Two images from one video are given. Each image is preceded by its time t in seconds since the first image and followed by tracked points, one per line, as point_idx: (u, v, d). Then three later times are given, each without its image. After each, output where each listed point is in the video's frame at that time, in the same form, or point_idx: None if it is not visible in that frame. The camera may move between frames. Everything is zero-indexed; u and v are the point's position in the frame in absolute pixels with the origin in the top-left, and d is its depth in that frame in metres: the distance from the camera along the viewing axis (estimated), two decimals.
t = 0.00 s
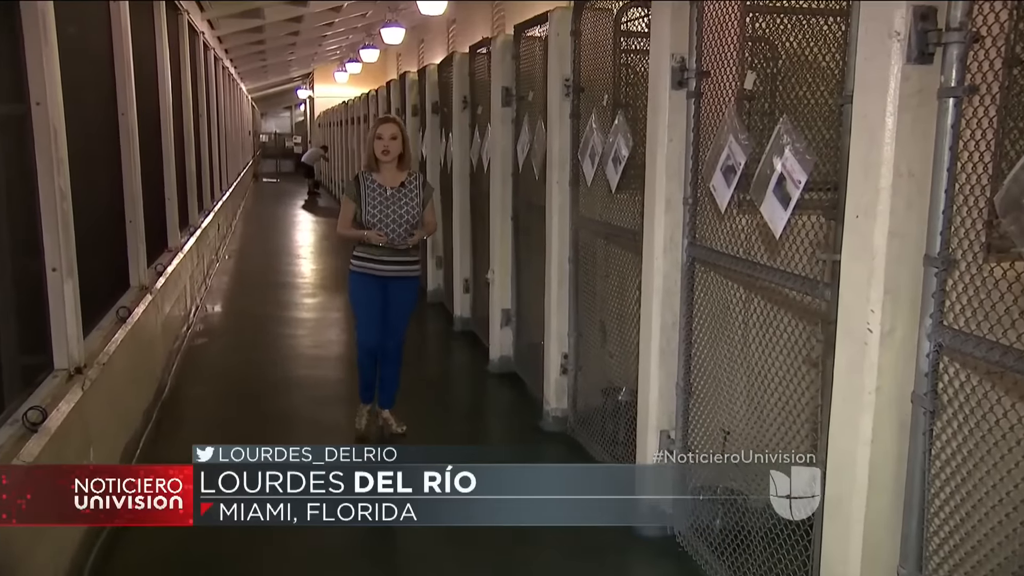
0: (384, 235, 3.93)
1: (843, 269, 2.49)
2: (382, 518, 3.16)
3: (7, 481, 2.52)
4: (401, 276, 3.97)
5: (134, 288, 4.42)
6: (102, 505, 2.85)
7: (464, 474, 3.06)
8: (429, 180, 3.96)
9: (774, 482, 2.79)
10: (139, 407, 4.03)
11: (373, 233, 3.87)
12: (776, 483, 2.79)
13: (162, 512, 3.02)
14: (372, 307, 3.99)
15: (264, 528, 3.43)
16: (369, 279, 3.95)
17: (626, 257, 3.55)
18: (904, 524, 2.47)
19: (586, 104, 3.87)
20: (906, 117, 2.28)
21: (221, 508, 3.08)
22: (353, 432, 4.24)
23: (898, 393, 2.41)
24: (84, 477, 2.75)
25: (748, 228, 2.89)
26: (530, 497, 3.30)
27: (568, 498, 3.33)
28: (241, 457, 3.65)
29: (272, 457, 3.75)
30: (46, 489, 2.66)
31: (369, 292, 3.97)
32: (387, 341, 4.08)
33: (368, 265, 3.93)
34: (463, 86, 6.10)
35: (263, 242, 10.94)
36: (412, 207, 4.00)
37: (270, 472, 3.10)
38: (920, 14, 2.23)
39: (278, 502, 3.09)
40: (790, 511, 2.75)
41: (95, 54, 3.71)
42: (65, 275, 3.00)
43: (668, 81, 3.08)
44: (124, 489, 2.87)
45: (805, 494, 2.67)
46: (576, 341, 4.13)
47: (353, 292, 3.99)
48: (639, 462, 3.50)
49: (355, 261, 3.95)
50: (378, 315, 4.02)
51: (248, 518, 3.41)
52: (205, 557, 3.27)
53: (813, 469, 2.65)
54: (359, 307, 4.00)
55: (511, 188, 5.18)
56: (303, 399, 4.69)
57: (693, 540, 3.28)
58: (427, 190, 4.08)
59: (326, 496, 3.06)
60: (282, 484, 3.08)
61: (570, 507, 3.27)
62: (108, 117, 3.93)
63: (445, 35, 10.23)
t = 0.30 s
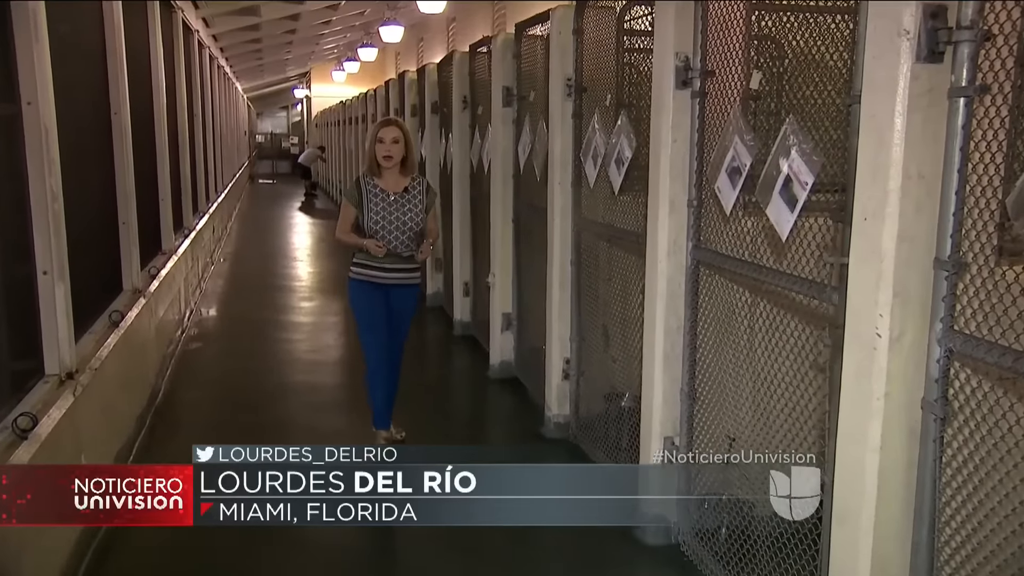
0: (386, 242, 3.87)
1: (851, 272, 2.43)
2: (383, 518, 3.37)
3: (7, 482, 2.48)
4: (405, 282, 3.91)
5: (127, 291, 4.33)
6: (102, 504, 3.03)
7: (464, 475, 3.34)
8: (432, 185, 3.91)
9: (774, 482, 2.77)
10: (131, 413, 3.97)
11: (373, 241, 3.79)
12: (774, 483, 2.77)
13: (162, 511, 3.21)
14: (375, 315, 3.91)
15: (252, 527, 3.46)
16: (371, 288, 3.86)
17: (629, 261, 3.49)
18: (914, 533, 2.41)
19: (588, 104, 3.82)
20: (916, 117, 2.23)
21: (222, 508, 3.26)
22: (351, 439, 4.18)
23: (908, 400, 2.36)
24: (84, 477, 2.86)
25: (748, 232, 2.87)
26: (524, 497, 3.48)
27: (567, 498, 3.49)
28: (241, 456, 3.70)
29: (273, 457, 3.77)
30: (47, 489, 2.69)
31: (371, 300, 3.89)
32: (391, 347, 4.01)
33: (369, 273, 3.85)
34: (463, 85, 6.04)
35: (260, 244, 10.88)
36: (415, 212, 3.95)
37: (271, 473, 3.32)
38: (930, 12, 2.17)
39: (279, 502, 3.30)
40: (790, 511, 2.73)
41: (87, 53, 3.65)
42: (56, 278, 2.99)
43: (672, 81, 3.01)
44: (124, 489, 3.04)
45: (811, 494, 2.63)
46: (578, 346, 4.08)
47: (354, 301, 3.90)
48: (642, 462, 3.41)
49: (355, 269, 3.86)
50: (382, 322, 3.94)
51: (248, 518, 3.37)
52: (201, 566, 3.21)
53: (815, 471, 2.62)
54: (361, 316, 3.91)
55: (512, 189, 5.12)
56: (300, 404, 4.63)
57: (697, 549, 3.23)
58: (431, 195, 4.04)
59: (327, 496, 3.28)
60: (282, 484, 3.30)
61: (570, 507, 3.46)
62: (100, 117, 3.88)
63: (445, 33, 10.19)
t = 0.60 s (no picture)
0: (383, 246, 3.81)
1: (858, 275, 2.37)
2: (382, 517, 3.27)
3: (7, 482, 2.55)
4: (406, 291, 3.86)
5: (120, 294, 4.30)
6: (102, 505, 2.93)
7: (464, 474, 3.21)
8: (429, 186, 3.84)
9: (773, 483, 2.75)
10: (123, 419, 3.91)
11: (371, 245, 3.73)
12: (773, 483, 2.75)
13: (162, 512, 3.10)
14: (376, 327, 3.85)
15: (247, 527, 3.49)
16: (371, 299, 3.82)
17: (632, 264, 3.44)
18: (924, 543, 2.37)
19: (591, 103, 3.76)
20: (925, 117, 2.17)
21: (222, 508, 3.16)
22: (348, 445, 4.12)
23: (917, 406, 2.31)
24: (83, 478, 2.81)
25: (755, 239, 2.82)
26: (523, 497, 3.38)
27: (567, 498, 3.41)
28: (241, 457, 3.63)
29: (272, 458, 3.69)
30: (47, 489, 2.70)
31: (371, 311, 3.84)
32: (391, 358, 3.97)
33: (368, 282, 3.79)
34: (463, 84, 5.98)
35: (257, 246, 10.81)
36: (412, 214, 3.87)
37: (270, 473, 3.20)
38: (940, 9, 2.12)
39: (279, 501, 3.19)
40: (790, 511, 2.72)
41: (78, 51, 3.59)
42: (46, 281, 2.92)
43: (676, 80, 2.97)
44: (124, 489, 2.93)
45: (810, 493, 2.64)
46: (581, 351, 4.04)
47: (352, 312, 3.84)
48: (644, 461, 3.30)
49: (353, 278, 3.81)
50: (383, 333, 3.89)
51: (248, 517, 3.25)
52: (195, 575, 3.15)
53: (814, 470, 2.62)
54: (361, 328, 3.85)
55: (512, 191, 5.06)
56: (296, 410, 4.57)
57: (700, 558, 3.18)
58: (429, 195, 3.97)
59: (327, 496, 3.17)
60: (282, 484, 3.18)
61: (570, 507, 3.39)
62: (92, 118, 3.83)
63: (445, 30, 10.14)
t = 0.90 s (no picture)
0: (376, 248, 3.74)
1: (866, 278, 2.32)
2: (382, 517, 3.25)
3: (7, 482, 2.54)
4: (400, 297, 3.78)
5: (111, 297, 4.22)
6: (101, 505, 2.98)
7: (465, 474, 3.19)
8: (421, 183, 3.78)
9: (773, 482, 2.73)
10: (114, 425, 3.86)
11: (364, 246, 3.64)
12: (774, 483, 2.72)
13: (162, 511, 3.12)
14: (372, 334, 3.78)
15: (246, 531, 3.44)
16: (366, 304, 3.74)
17: (635, 266, 3.38)
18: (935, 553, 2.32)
19: (592, 103, 3.71)
20: (935, 117, 2.12)
21: (222, 508, 3.16)
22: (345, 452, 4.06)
23: (927, 412, 2.26)
24: (83, 478, 2.83)
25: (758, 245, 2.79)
26: (523, 497, 3.31)
27: (566, 498, 3.37)
28: (241, 456, 3.68)
29: (273, 458, 3.71)
30: (45, 489, 2.71)
31: (367, 318, 3.76)
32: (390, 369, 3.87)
33: (361, 288, 3.73)
34: (463, 83, 5.92)
35: (252, 248, 10.74)
36: (405, 213, 3.80)
37: (270, 473, 3.19)
38: (950, 6, 2.07)
39: (279, 501, 3.19)
40: (789, 510, 2.71)
41: (68, 51, 3.55)
42: (36, 285, 2.91)
43: (680, 79, 2.92)
44: (124, 489, 2.97)
45: (810, 493, 2.63)
46: (583, 355, 3.97)
47: (347, 319, 3.77)
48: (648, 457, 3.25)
49: (345, 286, 3.75)
50: (380, 341, 3.82)
51: (248, 517, 3.24)
52: None
53: (814, 470, 2.59)
54: (357, 336, 3.78)
55: (512, 193, 5.00)
56: (292, 416, 4.51)
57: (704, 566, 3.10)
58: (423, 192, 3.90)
59: (327, 496, 3.17)
60: (283, 484, 3.18)
61: (568, 507, 3.34)
62: (82, 118, 3.78)
63: (444, 28, 10.10)
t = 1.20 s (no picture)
0: (363, 252, 3.68)
1: (874, 282, 2.27)
2: (382, 518, 3.18)
3: (7, 482, 2.60)
4: (395, 301, 3.71)
5: (103, 300, 4.18)
6: (102, 505, 2.97)
7: (464, 475, 3.12)
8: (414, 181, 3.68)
9: (772, 482, 2.73)
10: (105, 431, 3.80)
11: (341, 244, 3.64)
12: (773, 482, 2.72)
13: (162, 512, 3.08)
14: (368, 338, 3.75)
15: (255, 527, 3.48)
16: (361, 308, 3.69)
17: (637, 268, 3.33)
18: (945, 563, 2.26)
19: (594, 102, 3.66)
20: (945, 116, 2.07)
21: (222, 508, 3.09)
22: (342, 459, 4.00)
23: (937, 418, 2.20)
24: (83, 478, 2.82)
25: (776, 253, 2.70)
26: (524, 497, 3.26)
27: (567, 497, 3.33)
28: (242, 456, 3.59)
29: (272, 459, 3.61)
30: (46, 489, 2.75)
31: (363, 323, 3.71)
32: (389, 377, 3.80)
33: (354, 294, 3.68)
34: (462, 82, 5.87)
35: (247, 250, 10.67)
36: (400, 216, 3.73)
37: (270, 472, 3.11)
38: (960, 3, 2.02)
39: (279, 502, 3.12)
40: (789, 510, 2.72)
41: (58, 51, 3.50)
42: (24, 287, 2.87)
43: (683, 78, 2.86)
44: (124, 489, 2.94)
45: (809, 493, 2.63)
46: (584, 360, 3.92)
47: (343, 324, 3.72)
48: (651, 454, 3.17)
49: (339, 291, 3.70)
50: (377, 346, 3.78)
51: (248, 517, 3.17)
52: None
53: (813, 470, 2.59)
54: (353, 341, 3.74)
55: (513, 194, 4.95)
56: (287, 422, 4.45)
57: None
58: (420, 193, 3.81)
59: (326, 496, 3.12)
60: (283, 484, 3.10)
61: (570, 507, 3.33)
62: (72, 118, 3.73)
63: (444, 26, 10.05)
